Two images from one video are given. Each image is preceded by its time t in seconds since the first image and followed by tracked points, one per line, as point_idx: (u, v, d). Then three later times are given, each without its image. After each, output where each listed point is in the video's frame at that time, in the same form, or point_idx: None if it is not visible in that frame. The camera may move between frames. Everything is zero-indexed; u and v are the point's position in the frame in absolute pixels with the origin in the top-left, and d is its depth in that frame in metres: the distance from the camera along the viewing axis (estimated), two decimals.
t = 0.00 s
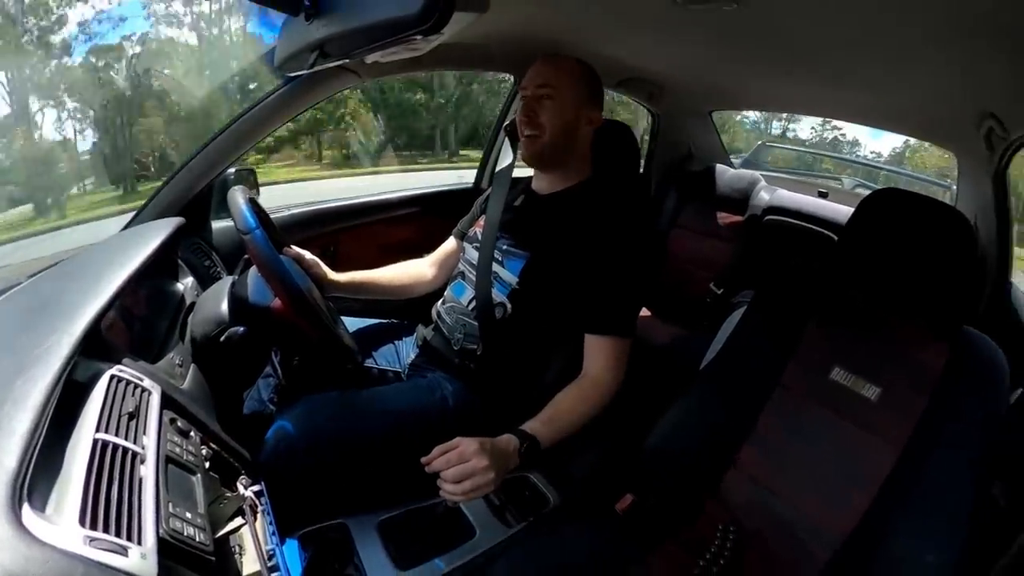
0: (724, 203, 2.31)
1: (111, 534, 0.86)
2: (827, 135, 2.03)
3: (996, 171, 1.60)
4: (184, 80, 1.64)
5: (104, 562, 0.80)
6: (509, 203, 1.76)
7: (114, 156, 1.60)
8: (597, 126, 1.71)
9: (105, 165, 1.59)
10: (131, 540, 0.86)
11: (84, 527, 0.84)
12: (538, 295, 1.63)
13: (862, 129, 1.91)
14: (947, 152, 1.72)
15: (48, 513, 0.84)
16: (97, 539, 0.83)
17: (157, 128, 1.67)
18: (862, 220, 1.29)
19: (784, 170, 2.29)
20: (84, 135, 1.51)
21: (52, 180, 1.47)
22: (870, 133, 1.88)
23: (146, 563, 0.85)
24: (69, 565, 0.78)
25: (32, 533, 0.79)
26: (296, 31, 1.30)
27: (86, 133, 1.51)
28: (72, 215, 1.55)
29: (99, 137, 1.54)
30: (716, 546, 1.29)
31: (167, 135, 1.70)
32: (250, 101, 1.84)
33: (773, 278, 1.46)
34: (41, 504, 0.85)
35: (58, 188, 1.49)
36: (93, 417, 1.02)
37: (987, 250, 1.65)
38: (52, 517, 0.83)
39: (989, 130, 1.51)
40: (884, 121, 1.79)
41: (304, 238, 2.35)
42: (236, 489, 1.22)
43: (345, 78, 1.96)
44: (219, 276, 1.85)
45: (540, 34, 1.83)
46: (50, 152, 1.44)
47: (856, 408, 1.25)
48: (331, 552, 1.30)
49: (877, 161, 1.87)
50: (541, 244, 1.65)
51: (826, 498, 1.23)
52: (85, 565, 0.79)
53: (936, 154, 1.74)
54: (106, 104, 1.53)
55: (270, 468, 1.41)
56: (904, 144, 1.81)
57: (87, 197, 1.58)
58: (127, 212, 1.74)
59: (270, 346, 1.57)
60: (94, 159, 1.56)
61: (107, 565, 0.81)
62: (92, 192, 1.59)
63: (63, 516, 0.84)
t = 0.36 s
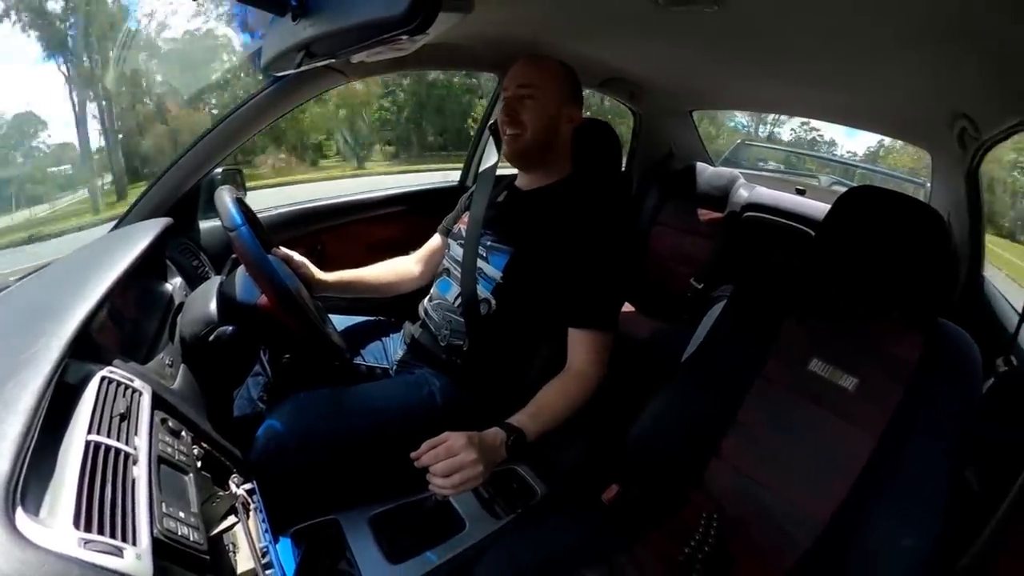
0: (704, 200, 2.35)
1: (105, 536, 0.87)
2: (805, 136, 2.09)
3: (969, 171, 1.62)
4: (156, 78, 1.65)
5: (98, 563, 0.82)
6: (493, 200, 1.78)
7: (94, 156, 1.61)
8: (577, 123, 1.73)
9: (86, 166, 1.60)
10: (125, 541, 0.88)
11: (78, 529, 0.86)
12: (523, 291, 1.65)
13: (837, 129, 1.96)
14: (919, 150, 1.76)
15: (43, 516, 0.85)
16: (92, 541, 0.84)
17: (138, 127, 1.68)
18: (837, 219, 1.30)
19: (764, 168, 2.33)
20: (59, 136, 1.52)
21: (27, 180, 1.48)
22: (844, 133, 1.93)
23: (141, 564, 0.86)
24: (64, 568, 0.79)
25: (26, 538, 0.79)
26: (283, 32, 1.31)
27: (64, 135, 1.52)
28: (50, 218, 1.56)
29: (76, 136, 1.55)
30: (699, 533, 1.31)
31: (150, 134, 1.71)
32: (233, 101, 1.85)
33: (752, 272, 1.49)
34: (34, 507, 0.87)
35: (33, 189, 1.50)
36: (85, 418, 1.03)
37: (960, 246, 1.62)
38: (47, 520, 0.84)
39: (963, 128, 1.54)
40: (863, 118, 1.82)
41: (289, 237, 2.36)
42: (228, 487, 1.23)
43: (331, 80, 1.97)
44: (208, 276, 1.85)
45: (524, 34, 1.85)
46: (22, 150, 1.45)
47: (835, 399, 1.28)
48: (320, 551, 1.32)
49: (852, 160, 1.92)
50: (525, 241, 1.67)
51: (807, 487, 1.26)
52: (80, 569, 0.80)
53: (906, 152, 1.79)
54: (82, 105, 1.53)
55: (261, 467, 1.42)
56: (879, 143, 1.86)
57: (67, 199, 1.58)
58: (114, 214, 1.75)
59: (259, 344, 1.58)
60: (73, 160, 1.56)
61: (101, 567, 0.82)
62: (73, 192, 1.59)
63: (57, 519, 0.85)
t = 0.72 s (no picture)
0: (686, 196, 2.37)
1: (103, 543, 0.88)
2: (782, 137, 2.18)
3: (941, 167, 1.71)
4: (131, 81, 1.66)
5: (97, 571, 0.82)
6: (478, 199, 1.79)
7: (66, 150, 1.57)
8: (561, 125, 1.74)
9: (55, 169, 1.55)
10: (124, 548, 0.89)
11: (75, 538, 0.86)
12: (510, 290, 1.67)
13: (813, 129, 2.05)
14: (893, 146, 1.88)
15: (39, 525, 0.86)
16: (91, 549, 0.85)
17: (119, 130, 1.69)
18: (819, 216, 1.33)
19: (741, 168, 2.43)
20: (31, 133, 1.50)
21: (33, 180, 1.51)
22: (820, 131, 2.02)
23: (140, 569, 0.87)
24: None
25: (22, 547, 0.80)
26: (271, 37, 1.32)
27: (64, 140, 1.55)
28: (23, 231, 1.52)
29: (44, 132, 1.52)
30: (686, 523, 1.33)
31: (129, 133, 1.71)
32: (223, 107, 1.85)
33: (733, 268, 1.52)
34: (30, 516, 0.87)
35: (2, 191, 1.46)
36: (78, 427, 1.04)
37: (934, 243, 1.73)
38: (43, 530, 0.85)
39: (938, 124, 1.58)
40: (840, 112, 1.86)
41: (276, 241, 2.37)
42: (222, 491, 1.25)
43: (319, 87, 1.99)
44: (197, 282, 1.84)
45: (507, 38, 1.87)
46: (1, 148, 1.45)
47: (816, 390, 1.31)
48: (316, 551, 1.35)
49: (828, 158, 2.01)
50: (511, 240, 1.69)
51: (791, 475, 1.29)
52: None
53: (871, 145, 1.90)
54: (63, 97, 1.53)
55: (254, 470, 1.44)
56: (852, 143, 1.97)
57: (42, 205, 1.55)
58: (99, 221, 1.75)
59: (249, 349, 1.58)
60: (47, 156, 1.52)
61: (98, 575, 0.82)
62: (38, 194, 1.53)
63: (55, 528, 0.86)
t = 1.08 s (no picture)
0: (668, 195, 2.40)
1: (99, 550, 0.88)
2: (757, 137, 2.29)
3: (914, 165, 1.83)
4: (133, 86, 1.69)
5: None
6: (464, 201, 1.81)
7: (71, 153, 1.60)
8: (541, 128, 1.77)
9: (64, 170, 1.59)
10: (121, 554, 0.89)
11: (72, 546, 0.86)
12: (496, 291, 1.70)
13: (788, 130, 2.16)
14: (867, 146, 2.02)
15: (35, 535, 0.86)
16: (87, 556, 0.85)
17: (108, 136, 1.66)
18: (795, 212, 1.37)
19: (723, 168, 2.49)
20: (45, 136, 1.54)
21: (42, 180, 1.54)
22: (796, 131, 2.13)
23: (138, 575, 0.87)
24: None
25: (17, 556, 0.80)
26: (257, 44, 1.34)
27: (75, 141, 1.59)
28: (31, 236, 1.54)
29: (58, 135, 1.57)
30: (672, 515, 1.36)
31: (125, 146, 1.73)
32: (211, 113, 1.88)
33: (713, 266, 1.55)
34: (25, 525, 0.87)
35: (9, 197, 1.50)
36: (71, 435, 1.05)
37: (909, 239, 1.88)
38: (39, 539, 0.85)
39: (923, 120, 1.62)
40: (818, 111, 1.90)
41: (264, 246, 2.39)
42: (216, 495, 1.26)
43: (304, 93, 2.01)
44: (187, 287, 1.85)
45: (490, 44, 1.90)
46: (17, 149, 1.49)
47: (795, 383, 1.34)
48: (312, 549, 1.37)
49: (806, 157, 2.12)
50: (497, 242, 1.72)
51: (775, 466, 1.32)
52: None
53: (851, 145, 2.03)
54: (75, 99, 1.56)
55: (248, 473, 1.46)
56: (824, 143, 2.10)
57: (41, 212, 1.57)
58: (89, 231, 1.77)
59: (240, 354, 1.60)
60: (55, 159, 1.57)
61: None
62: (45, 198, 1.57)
63: (50, 536, 0.86)
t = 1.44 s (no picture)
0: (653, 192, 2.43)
1: (102, 558, 0.88)
2: (732, 137, 2.44)
3: (889, 159, 1.90)
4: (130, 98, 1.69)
5: None
6: (453, 204, 1.83)
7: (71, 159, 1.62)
8: (532, 133, 1.80)
9: (64, 177, 1.62)
10: (125, 562, 0.89)
11: (74, 555, 0.86)
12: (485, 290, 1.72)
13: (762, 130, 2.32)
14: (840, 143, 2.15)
15: (37, 546, 0.85)
16: (90, 565, 0.85)
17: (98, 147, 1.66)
18: (776, 209, 1.41)
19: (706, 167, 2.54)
20: (55, 140, 1.58)
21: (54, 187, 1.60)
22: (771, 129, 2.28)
23: None
24: None
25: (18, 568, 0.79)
26: (248, 51, 1.35)
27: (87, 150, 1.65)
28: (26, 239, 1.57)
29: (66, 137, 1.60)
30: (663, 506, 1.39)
31: (115, 155, 1.73)
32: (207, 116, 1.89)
33: (696, 261, 1.58)
34: (27, 536, 0.87)
35: (10, 200, 1.52)
36: (71, 444, 1.05)
37: (886, 231, 2.00)
38: (41, 549, 0.84)
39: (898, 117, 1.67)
40: (798, 108, 1.94)
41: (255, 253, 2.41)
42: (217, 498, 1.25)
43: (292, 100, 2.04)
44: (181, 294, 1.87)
45: (476, 48, 1.93)
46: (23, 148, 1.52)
47: (777, 374, 1.38)
48: (315, 552, 1.39)
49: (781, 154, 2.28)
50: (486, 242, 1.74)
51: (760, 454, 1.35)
52: None
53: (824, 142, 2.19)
54: (83, 96, 1.59)
55: (248, 476, 1.47)
56: (795, 141, 2.26)
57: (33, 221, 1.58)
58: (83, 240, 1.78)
59: (235, 360, 1.62)
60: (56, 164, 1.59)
61: None
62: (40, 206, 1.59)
63: (51, 548, 0.85)
